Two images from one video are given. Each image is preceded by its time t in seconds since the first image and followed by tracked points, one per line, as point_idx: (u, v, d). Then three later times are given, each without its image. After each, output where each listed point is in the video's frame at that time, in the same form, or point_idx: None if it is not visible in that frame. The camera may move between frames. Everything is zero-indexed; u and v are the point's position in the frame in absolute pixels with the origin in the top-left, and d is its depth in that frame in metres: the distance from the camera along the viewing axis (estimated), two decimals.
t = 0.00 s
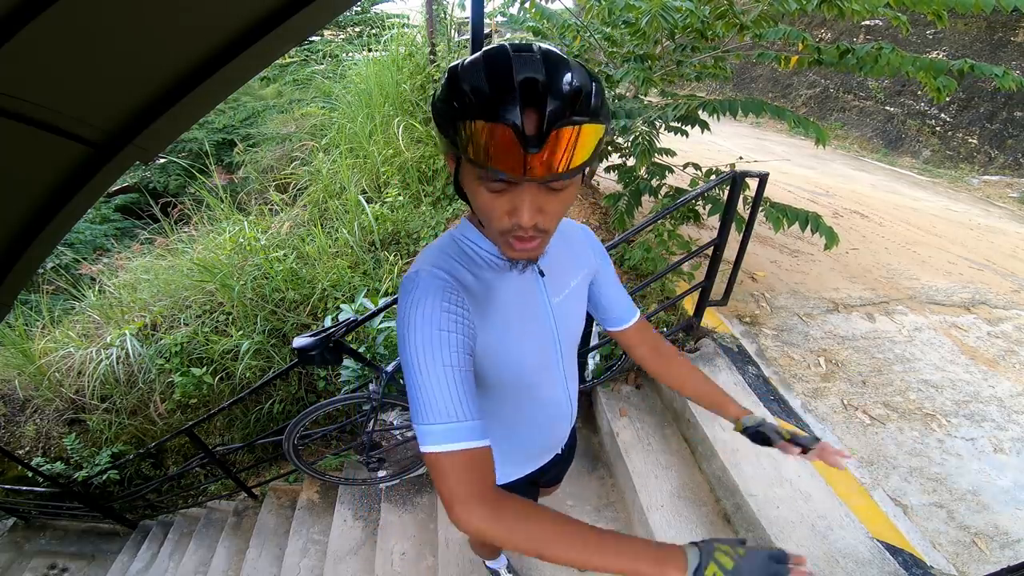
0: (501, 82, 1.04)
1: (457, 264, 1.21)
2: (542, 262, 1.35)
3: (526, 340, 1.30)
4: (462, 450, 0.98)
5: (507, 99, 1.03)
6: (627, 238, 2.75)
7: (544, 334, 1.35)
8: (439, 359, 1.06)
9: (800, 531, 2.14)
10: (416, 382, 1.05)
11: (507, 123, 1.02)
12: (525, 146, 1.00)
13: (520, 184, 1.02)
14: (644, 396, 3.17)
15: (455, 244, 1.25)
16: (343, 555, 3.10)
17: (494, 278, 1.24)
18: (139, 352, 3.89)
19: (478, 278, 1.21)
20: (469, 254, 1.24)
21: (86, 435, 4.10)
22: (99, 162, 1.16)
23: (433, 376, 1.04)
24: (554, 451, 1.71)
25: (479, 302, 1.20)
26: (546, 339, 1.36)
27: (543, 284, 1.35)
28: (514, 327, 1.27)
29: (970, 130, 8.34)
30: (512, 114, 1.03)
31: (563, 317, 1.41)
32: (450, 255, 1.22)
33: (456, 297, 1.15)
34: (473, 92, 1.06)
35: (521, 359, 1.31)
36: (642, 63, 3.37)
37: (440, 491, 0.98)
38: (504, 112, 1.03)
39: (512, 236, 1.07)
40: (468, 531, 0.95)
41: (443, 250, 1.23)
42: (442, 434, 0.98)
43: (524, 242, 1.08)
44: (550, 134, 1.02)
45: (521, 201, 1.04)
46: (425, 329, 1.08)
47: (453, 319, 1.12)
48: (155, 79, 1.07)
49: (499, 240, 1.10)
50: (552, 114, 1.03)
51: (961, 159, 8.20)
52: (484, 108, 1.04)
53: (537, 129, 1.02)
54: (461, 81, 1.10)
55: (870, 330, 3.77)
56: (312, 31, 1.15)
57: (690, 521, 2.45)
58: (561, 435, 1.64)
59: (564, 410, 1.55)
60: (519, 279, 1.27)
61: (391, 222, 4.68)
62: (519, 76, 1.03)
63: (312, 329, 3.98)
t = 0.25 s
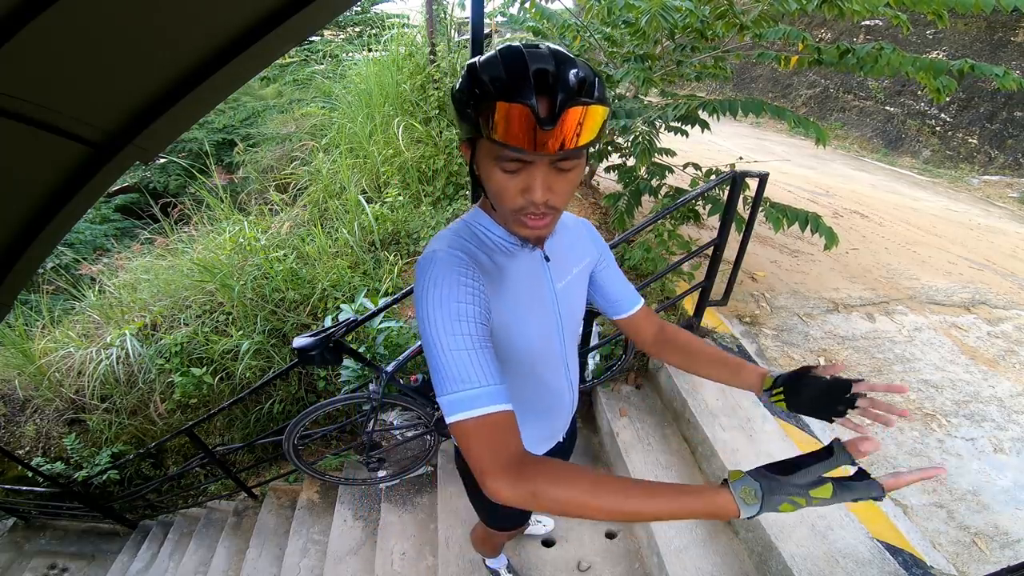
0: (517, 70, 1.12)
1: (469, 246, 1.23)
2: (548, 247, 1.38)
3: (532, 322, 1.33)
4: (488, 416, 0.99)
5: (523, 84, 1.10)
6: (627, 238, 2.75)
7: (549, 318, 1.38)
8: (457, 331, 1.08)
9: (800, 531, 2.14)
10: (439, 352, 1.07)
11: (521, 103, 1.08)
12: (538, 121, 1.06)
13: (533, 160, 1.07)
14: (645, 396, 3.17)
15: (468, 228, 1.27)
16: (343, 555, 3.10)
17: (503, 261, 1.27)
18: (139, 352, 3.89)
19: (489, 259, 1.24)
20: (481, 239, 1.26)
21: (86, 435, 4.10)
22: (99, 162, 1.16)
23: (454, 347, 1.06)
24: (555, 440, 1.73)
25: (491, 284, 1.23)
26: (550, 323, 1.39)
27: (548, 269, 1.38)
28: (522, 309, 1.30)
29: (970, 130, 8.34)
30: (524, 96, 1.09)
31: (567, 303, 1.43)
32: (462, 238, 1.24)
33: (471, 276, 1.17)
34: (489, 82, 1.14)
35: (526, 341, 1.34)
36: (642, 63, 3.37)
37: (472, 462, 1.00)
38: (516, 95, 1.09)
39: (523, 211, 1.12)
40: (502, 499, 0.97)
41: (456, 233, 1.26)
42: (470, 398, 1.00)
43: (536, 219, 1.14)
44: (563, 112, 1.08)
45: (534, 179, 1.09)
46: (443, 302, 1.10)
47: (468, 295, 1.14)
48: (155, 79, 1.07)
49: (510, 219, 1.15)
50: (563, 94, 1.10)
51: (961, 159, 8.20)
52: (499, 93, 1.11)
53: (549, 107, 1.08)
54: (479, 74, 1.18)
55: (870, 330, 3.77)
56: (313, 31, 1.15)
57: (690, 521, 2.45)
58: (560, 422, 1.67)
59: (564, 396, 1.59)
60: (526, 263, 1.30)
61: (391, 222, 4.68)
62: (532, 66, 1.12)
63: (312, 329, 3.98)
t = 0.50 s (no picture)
0: (527, 71, 1.12)
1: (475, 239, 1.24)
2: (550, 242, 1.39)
3: (534, 316, 1.34)
4: (491, 399, 1.00)
5: (532, 86, 1.11)
6: (627, 238, 2.76)
7: (552, 313, 1.38)
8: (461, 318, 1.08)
9: (800, 531, 2.14)
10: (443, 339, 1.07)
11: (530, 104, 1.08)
12: (545, 122, 1.06)
13: (540, 159, 1.08)
14: (644, 396, 3.17)
15: (475, 222, 1.28)
16: (343, 555, 3.10)
17: (507, 255, 1.27)
18: (139, 352, 3.89)
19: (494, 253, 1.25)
20: (487, 232, 1.27)
21: (86, 435, 4.10)
22: (99, 162, 1.16)
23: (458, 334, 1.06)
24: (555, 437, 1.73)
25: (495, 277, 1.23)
26: (553, 317, 1.39)
27: (551, 264, 1.37)
28: (525, 302, 1.30)
29: (970, 130, 8.34)
30: (533, 97, 1.09)
31: (570, 298, 1.43)
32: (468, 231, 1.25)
33: (475, 267, 1.18)
34: (499, 82, 1.14)
35: (528, 334, 1.35)
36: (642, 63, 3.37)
37: (475, 448, 1.00)
38: (525, 96, 1.10)
39: (528, 208, 1.13)
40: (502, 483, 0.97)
41: (461, 226, 1.27)
42: (474, 383, 1.00)
43: (540, 217, 1.14)
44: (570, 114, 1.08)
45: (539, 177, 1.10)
46: (448, 291, 1.11)
47: (472, 286, 1.14)
48: (155, 79, 1.07)
49: (515, 215, 1.16)
50: (571, 98, 1.10)
51: (961, 159, 8.20)
52: (509, 93, 1.12)
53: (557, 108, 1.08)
54: (489, 74, 1.18)
55: (871, 330, 3.77)
56: (313, 31, 1.15)
57: (690, 521, 2.45)
58: (560, 418, 1.67)
59: (565, 392, 1.59)
60: (530, 258, 1.31)
61: (391, 222, 4.68)
62: (542, 69, 1.12)
63: (312, 329, 3.97)
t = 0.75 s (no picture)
0: (517, 72, 1.12)
1: (473, 238, 1.24)
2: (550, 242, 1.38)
3: (534, 317, 1.34)
4: (477, 399, 0.99)
5: (521, 86, 1.11)
6: (627, 238, 2.76)
7: (552, 313, 1.38)
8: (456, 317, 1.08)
9: (800, 532, 2.14)
10: (437, 338, 1.07)
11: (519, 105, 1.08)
12: (535, 121, 1.06)
13: (532, 158, 1.08)
14: (645, 396, 3.17)
15: (475, 222, 1.28)
16: (343, 555, 3.10)
17: (507, 254, 1.27)
18: (139, 352, 3.89)
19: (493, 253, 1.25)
20: (487, 232, 1.27)
21: (86, 435, 4.10)
22: (99, 162, 1.16)
23: (451, 333, 1.06)
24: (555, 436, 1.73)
25: (494, 277, 1.23)
26: (553, 317, 1.39)
27: (551, 264, 1.37)
28: (524, 303, 1.30)
29: (970, 130, 8.34)
30: (521, 97, 1.09)
31: (571, 298, 1.43)
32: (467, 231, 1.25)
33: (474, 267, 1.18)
34: (491, 84, 1.14)
35: (528, 335, 1.35)
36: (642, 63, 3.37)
37: (461, 443, 0.99)
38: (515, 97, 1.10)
39: (523, 208, 1.13)
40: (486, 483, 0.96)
41: (462, 225, 1.26)
42: (462, 382, 1.00)
43: (534, 216, 1.14)
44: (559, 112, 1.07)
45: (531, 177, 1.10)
46: (443, 291, 1.11)
47: (469, 286, 1.15)
48: (154, 79, 1.06)
49: (511, 213, 1.17)
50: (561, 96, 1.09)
51: (961, 159, 8.20)
52: (500, 95, 1.12)
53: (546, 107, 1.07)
54: (482, 77, 1.19)
55: (871, 330, 3.77)
56: (313, 31, 1.15)
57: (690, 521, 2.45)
58: (562, 417, 1.68)
59: (566, 391, 1.59)
60: (530, 258, 1.31)
61: (391, 222, 4.68)
62: (531, 68, 1.11)
63: (312, 329, 3.97)
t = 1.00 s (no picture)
0: (512, 79, 1.10)
1: (468, 244, 1.23)
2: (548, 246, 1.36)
3: (532, 322, 1.34)
4: (448, 413, 0.99)
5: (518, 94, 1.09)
6: (627, 238, 2.76)
7: (552, 318, 1.38)
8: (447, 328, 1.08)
9: (800, 531, 2.14)
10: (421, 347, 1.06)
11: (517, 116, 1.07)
12: (534, 135, 1.06)
13: (528, 170, 1.08)
14: (645, 396, 3.17)
15: (471, 226, 1.27)
16: (343, 555, 3.11)
17: (503, 260, 1.26)
18: (139, 352, 3.89)
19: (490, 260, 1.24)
20: (483, 237, 1.26)
21: (86, 435, 4.10)
22: (99, 162, 1.16)
23: (437, 344, 1.06)
24: (560, 437, 1.74)
25: (491, 286, 1.23)
26: (552, 322, 1.39)
27: (550, 269, 1.37)
28: (522, 310, 1.30)
29: (970, 130, 8.34)
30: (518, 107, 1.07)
31: (569, 303, 1.42)
32: (462, 236, 1.25)
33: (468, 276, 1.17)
34: (485, 91, 1.12)
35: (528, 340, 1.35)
36: (642, 63, 3.37)
37: (428, 450, 0.98)
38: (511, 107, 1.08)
39: (520, 217, 1.14)
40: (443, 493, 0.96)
41: (457, 230, 1.26)
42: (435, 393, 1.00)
43: (529, 225, 1.15)
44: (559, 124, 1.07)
45: (527, 187, 1.10)
46: (434, 300, 1.10)
47: (462, 294, 1.14)
48: (154, 79, 1.06)
49: (506, 222, 1.17)
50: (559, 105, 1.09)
51: (961, 159, 8.20)
52: (496, 104, 1.10)
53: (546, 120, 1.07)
54: (474, 82, 1.16)
55: (871, 330, 3.76)
56: (313, 31, 1.15)
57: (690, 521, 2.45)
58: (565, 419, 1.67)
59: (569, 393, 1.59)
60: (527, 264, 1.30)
61: (391, 222, 4.68)
62: (526, 74, 1.09)
63: (312, 329, 3.97)
